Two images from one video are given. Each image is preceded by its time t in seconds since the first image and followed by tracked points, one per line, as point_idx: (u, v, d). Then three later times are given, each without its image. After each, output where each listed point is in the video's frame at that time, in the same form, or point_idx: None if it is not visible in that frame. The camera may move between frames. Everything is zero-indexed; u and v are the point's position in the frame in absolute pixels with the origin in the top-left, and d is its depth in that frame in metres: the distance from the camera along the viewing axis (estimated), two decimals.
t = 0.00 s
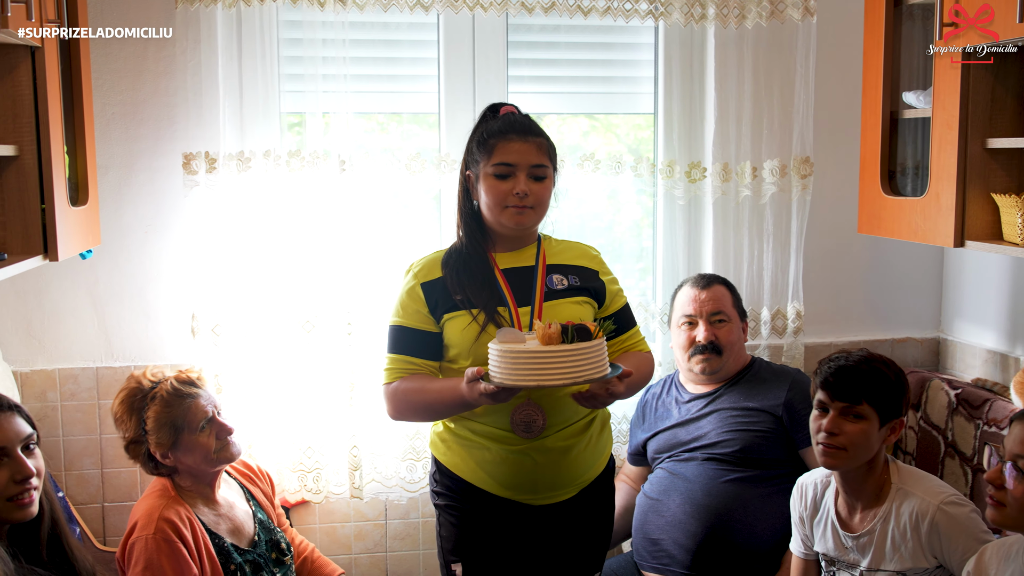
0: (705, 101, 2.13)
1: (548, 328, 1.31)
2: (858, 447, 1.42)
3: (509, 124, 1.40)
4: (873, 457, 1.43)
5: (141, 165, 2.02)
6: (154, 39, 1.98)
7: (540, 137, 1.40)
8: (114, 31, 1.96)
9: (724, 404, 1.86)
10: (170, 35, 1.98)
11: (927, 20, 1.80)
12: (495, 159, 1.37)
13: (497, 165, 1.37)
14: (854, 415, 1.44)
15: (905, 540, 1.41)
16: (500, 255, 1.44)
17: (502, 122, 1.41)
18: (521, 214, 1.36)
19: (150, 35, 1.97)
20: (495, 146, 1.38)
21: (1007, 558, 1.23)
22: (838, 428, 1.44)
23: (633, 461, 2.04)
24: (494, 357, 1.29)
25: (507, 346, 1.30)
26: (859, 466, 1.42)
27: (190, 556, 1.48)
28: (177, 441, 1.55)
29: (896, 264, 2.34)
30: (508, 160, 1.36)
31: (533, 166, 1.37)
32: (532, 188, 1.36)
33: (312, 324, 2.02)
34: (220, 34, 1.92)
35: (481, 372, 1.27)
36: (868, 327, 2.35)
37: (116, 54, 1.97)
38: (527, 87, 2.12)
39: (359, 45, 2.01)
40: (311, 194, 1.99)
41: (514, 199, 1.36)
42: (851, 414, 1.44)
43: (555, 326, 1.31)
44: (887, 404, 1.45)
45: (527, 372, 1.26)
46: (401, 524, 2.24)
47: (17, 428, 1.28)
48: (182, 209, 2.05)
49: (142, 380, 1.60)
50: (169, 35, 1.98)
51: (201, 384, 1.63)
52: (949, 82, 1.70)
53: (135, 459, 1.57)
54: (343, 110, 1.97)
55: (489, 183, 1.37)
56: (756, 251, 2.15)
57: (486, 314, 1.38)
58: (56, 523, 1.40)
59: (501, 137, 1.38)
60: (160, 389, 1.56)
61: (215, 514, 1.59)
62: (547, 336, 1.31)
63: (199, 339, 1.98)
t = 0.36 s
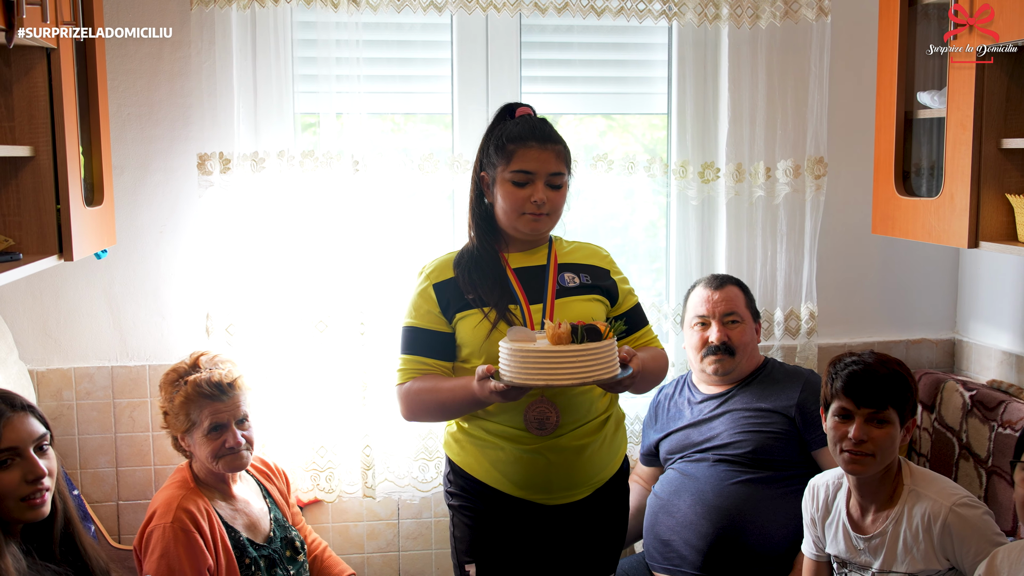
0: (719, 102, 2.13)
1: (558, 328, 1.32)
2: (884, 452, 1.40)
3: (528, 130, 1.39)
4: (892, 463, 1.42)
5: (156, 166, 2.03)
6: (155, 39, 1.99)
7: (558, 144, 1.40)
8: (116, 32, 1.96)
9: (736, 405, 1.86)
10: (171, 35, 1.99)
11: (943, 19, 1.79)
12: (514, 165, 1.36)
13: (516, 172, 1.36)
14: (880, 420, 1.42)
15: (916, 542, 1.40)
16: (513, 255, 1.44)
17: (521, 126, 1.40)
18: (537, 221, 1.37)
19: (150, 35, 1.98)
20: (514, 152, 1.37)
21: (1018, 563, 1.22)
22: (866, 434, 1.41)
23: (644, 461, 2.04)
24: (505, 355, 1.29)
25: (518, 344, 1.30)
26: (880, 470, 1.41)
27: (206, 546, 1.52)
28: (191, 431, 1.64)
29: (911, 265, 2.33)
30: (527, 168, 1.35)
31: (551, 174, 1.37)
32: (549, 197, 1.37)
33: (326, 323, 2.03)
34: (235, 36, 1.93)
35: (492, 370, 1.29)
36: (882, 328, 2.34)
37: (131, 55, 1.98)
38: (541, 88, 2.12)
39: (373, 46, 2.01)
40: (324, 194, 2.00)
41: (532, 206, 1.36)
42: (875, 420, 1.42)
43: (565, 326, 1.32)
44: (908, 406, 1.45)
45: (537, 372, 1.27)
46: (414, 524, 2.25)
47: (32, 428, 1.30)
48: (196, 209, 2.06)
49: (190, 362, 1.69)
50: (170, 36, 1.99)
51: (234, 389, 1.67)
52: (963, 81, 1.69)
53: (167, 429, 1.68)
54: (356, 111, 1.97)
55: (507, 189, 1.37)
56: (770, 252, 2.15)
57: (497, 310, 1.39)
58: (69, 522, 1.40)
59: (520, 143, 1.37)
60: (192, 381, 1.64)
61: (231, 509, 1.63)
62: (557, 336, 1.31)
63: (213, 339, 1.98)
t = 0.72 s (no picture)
0: (721, 102, 2.11)
1: (564, 341, 1.30)
2: (868, 450, 1.39)
3: (536, 134, 1.37)
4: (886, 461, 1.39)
5: (156, 167, 2.02)
6: (153, 39, 1.98)
7: (566, 148, 1.38)
8: (115, 32, 1.95)
9: (737, 407, 1.84)
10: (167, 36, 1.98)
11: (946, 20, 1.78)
12: (521, 170, 1.35)
13: (523, 177, 1.35)
14: (864, 416, 1.41)
15: (919, 548, 1.39)
16: (519, 258, 1.43)
17: (530, 129, 1.38)
18: (544, 227, 1.36)
19: (148, 35, 1.97)
20: (522, 157, 1.35)
21: None
22: (849, 429, 1.40)
23: (646, 464, 2.02)
24: (510, 367, 1.29)
25: (522, 356, 1.29)
26: (870, 468, 1.39)
27: (216, 544, 1.51)
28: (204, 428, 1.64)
29: (914, 267, 2.32)
30: (534, 173, 1.34)
31: (558, 180, 1.35)
32: (557, 203, 1.35)
33: (325, 326, 2.02)
34: (234, 36, 1.92)
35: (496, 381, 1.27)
36: (885, 331, 2.33)
37: (130, 56, 1.98)
38: (542, 89, 2.11)
39: (372, 46, 2.00)
40: (323, 195, 1.99)
41: (539, 212, 1.35)
42: (861, 416, 1.41)
43: (571, 339, 1.31)
44: (906, 407, 1.42)
45: (542, 386, 1.25)
46: (414, 527, 2.24)
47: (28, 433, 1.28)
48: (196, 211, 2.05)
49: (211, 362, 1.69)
50: (168, 36, 1.98)
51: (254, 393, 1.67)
52: (967, 83, 1.68)
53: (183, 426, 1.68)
54: (356, 111, 1.96)
55: (514, 194, 1.36)
56: (772, 254, 2.13)
57: (502, 314, 1.37)
58: (64, 527, 1.40)
59: (527, 147, 1.36)
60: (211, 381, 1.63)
61: (241, 511, 1.63)
62: (563, 350, 1.30)
63: (212, 341, 1.97)
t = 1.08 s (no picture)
0: (716, 103, 2.10)
1: (562, 351, 1.27)
2: (844, 446, 1.40)
3: (553, 138, 1.34)
4: (865, 462, 1.39)
5: (145, 169, 2.00)
6: (154, 39, 1.96)
7: (580, 156, 1.35)
8: (114, 31, 1.94)
9: (731, 412, 1.82)
10: (171, 35, 1.96)
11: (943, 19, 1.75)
12: (537, 176, 1.31)
13: (538, 183, 1.31)
14: (844, 413, 1.43)
15: (915, 554, 1.36)
16: (520, 259, 1.40)
17: (546, 133, 1.34)
18: (552, 234, 1.33)
19: (148, 35, 1.95)
20: (538, 162, 1.31)
21: None
22: (828, 424, 1.43)
23: (639, 468, 2.00)
24: (506, 376, 1.25)
25: (519, 365, 1.26)
26: (847, 467, 1.40)
27: (215, 545, 1.51)
28: (209, 429, 1.63)
29: (912, 270, 2.30)
30: (550, 180, 1.31)
31: (572, 188, 1.33)
32: (567, 212, 1.33)
33: (315, 329, 2.00)
34: (223, 36, 1.90)
35: (492, 391, 1.25)
36: (883, 333, 2.31)
37: (119, 56, 1.96)
38: (535, 89, 2.09)
39: (363, 46, 1.98)
40: (314, 197, 1.97)
41: (549, 219, 1.32)
42: (842, 413, 1.43)
43: (570, 349, 1.27)
44: (887, 408, 1.40)
45: (541, 397, 1.23)
46: (406, 531, 2.22)
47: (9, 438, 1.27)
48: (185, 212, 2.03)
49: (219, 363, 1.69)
50: (170, 36, 1.97)
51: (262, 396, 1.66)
52: (963, 83, 1.66)
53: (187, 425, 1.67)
54: (347, 112, 1.94)
55: (526, 199, 1.32)
56: (767, 256, 2.11)
57: (502, 316, 1.34)
58: (47, 535, 1.37)
59: (544, 152, 1.32)
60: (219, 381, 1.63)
61: (240, 513, 1.62)
62: (562, 359, 1.26)
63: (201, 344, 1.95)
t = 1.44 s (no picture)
0: (718, 103, 2.07)
1: (567, 349, 1.25)
2: (847, 451, 1.38)
3: (558, 139, 1.32)
4: (869, 467, 1.37)
5: (141, 169, 1.99)
6: (154, 39, 1.95)
7: (586, 158, 1.33)
8: (113, 31, 1.92)
9: (733, 415, 1.80)
10: (169, 35, 1.95)
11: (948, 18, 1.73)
12: (541, 177, 1.29)
13: (543, 184, 1.29)
14: (847, 418, 1.40)
15: (919, 560, 1.33)
16: (522, 261, 1.38)
17: (552, 133, 1.32)
18: (556, 237, 1.32)
19: (148, 35, 1.94)
20: (543, 163, 1.29)
21: None
22: (830, 430, 1.41)
23: (640, 473, 1.99)
24: (510, 376, 1.24)
25: (523, 364, 1.24)
26: (850, 473, 1.38)
27: (218, 547, 1.49)
28: (214, 431, 1.60)
29: (916, 271, 2.27)
30: (555, 181, 1.29)
31: (577, 190, 1.31)
32: (572, 214, 1.31)
33: (312, 331, 1.98)
34: (219, 36, 1.88)
35: (495, 391, 1.23)
36: (886, 336, 2.29)
37: (115, 55, 1.94)
38: (535, 89, 2.07)
39: (361, 46, 1.96)
40: (311, 197, 1.95)
41: (553, 221, 1.30)
42: (845, 418, 1.40)
43: (576, 346, 1.26)
44: (890, 412, 1.38)
45: (546, 396, 1.21)
46: (404, 535, 2.20)
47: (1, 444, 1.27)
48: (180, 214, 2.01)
49: (227, 366, 1.67)
50: (169, 36, 1.95)
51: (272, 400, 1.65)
52: (968, 83, 1.63)
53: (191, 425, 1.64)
54: (345, 112, 1.92)
55: (530, 200, 1.30)
56: (769, 258, 2.09)
57: (504, 319, 1.31)
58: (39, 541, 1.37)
59: (550, 153, 1.30)
60: (229, 383, 1.61)
61: (242, 515, 1.60)
62: (567, 356, 1.25)
63: (197, 346, 1.93)
